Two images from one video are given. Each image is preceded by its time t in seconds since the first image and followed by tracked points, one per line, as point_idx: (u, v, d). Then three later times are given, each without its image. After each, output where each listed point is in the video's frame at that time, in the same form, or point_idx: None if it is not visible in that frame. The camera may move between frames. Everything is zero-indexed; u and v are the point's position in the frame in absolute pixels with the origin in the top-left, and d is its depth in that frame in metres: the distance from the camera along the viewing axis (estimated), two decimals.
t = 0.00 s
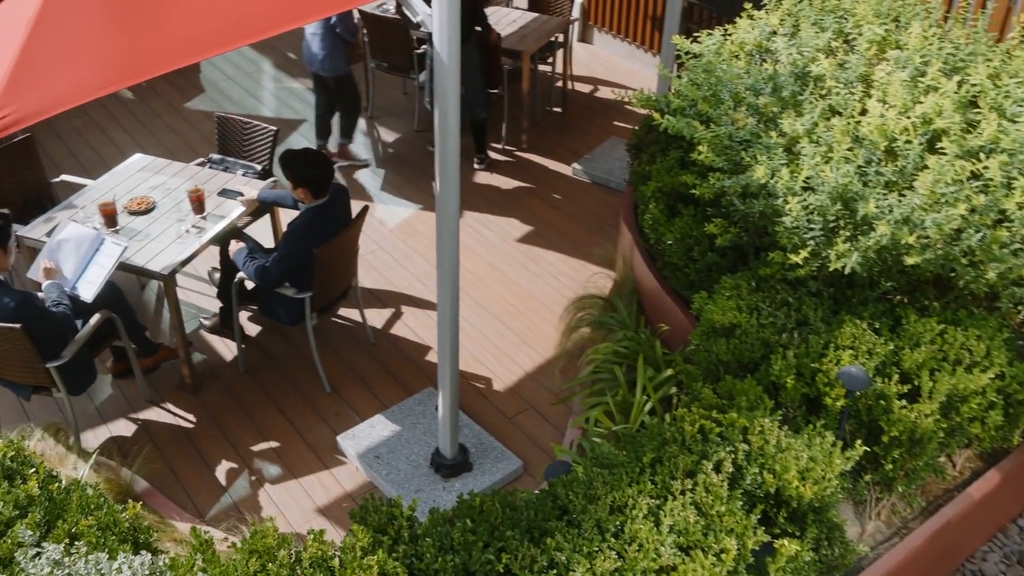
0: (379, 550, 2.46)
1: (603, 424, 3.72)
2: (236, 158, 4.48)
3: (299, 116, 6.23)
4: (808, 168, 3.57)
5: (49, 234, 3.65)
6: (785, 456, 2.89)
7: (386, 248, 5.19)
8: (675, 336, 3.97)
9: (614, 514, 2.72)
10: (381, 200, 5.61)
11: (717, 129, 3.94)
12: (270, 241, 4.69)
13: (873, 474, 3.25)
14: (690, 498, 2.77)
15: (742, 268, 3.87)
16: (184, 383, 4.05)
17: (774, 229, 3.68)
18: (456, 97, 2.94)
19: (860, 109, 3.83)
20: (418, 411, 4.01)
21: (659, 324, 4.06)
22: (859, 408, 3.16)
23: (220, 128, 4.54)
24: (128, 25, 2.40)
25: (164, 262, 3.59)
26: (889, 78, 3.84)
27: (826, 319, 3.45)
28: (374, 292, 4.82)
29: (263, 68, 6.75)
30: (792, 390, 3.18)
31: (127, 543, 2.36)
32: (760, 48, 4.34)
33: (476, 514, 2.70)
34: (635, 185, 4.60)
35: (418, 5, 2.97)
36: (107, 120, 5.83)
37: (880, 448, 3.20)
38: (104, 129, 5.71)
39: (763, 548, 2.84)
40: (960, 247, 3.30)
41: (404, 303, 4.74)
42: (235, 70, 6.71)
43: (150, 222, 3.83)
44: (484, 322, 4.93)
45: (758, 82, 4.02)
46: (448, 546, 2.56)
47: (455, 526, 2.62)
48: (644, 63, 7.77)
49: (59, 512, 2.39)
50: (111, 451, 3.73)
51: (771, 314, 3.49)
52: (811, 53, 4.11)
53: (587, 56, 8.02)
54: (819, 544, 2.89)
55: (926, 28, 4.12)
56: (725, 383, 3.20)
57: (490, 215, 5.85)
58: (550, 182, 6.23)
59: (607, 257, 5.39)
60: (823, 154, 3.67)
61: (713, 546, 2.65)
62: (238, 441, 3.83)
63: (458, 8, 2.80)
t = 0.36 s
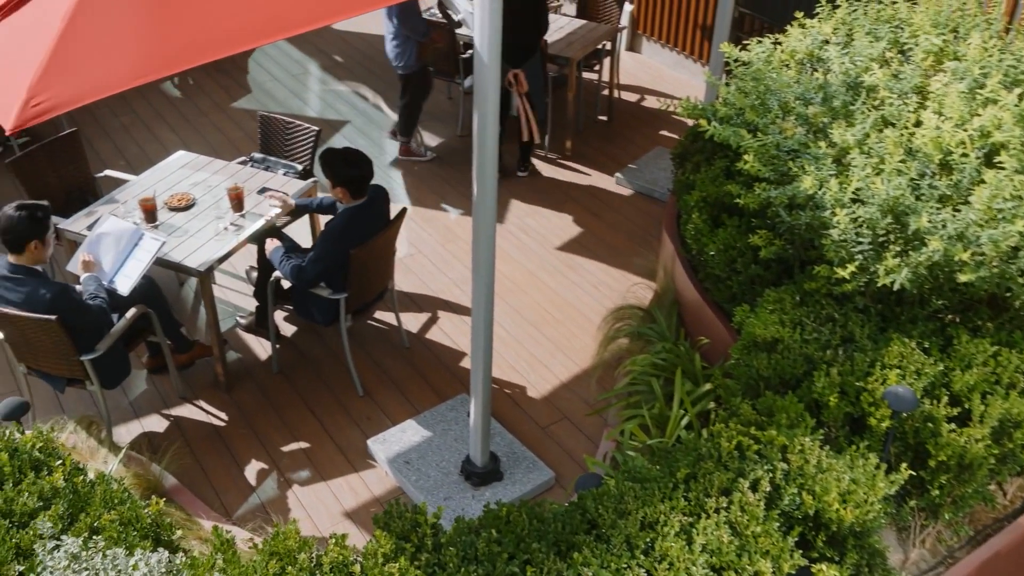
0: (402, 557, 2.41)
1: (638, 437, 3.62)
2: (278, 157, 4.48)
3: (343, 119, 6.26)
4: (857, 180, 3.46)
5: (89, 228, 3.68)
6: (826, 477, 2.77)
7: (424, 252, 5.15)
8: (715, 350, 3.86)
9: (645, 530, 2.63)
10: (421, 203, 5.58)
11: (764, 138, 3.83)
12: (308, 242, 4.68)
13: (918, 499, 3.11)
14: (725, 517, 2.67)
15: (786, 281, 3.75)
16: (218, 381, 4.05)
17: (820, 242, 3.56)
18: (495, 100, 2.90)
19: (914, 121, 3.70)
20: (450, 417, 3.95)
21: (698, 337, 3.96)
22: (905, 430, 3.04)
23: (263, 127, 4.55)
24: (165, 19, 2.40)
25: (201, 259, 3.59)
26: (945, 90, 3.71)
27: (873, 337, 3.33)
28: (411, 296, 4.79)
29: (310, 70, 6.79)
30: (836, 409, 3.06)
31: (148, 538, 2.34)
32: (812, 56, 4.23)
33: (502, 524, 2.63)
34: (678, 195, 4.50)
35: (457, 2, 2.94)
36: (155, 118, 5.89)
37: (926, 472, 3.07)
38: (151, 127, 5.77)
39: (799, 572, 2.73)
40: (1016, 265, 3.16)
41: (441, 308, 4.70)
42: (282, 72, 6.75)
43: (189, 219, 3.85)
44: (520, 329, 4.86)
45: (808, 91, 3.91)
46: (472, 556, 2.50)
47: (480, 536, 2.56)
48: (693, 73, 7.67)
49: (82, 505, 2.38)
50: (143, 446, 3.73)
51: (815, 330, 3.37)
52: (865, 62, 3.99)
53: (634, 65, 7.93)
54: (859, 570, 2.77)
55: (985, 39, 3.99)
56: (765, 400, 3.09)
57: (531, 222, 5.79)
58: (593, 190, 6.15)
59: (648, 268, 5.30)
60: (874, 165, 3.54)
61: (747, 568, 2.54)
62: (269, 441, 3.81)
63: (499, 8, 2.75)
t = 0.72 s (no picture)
0: (426, 562, 2.35)
1: (674, 448, 3.52)
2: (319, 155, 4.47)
3: (386, 120, 6.26)
4: (910, 189, 3.32)
5: (129, 219, 3.68)
6: (869, 496, 2.66)
7: (463, 255, 5.11)
8: (756, 363, 3.74)
9: (678, 544, 2.54)
10: (461, 205, 5.54)
11: (813, 145, 3.72)
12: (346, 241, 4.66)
13: (967, 524, 2.97)
14: (762, 534, 2.57)
15: (832, 293, 3.62)
16: (251, 377, 4.05)
17: (869, 253, 3.44)
18: (536, 100, 2.84)
19: (972, 130, 3.56)
20: (483, 422, 3.89)
21: (739, 348, 3.84)
22: (954, 450, 2.91)
23: (305, 124, 4.54)
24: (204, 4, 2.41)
25: (238, 254, 3.58)
26: (1006, 98, 3.57)
27: (922, 353, 3.19)
28: (448, 298, 4.75)
29: (356, 71, 6.80)
30: (882, 426, 2.94)
31: (171, 532, 2.32)
32: (866, 63, 4.11)
33: (530, 533, 2.55)
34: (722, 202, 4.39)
35: None
36: (201, 115, 5.94)
37: (976, 496, 2.94)
38: (198, 123, 5.82)
39: None
40: None
41: (478, 311, 4.65)
42: (328, 72, 6.77)
43: (228, 213, 3.85)
44: (558, 335, 4.78)
45: (861, 97, 3.79)
46: (497, 564, 2.43)
47: (507, 544, 2.49)
48: (742, 81, 7.54)
49: (107, 496, 2.36)
50: (175, 440, 3.73)
51: (862, 343, 3.24)
52: (921, 69, 3.86)
53: (682, 72, 7.82)
54: None
55: None
56: (807, 414, 2.98)
57: (572, 227, 5.72)
58: (636, 197, 6.06)
59: (690, 277, 5.19)
60: (928, 175, 3.41)
61: None
62: (300, 439, 3.79)
63: (544, 4, 2.69)
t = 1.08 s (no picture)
0: (456, 566, 2.29)
1: (717, 461, 3.41)
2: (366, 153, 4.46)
3: (435, 121, 6.25)
4: (973, 200, 3.19)
5: (175, 212, 3.71)
6: (922, 518, 2.53)
7: (507, 258, 5.05)
8: (805, 376, 3.62)
9: (717, 559, 2.45)
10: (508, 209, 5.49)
11: (871, 152, 3.60)
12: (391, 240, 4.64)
13: None
14: (806, 552, 2.46)
15: (887, 306, 3.48)
16: (292, 373, 4.04)
17: (928, 265, 3.30)
18: (585, 99, 2.76)
19: None
20: (521, 427, 3.82)
21: (788, 360, 3.73)
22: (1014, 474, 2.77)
23: (354, 122, 4.53)
24: None
25: (282, 248, 3.57)
26: None
27: (981, 371, 3.05)
28: (491, 301, 4.70)
29: (408, 73, 6.82)
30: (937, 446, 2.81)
31: (201, 525, 2.29)
32: (929, 71, 3.98)
33: (564, 541, 2.47)
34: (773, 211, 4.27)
35: None
36: (253, 112, 5.99)
37: None
38: (249, 121, 5.86)
39: None
40: None
41: (520, 315, 4.59)
42: (380, 73, 6.79)
43: (273, 208, 3.85)
44: (601, 342, 4.70)
45: (922, 105, 3.66)
46: (529, 571, 2.35)
47: (540, 552, 2.42)
48: (798, 91, 7.38)
49: (138, 486, 2.34)
50: (213, 433, 3.73)
51: (917, 359, 3.11)
52: (987, 77, 3.72)
53: (737, 80, 7.70)
54: None
55: None
56: (858, 430, 2.86)
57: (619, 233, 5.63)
58: (685, 205, 5.95)
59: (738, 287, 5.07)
60: (992, 185, 3.27)
61: None
62: (337, 438, 3.77)
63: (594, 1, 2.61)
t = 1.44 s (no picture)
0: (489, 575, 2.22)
1: (764, 481, 3.29)
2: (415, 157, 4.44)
3: (486, 128, 6.22)
4: None
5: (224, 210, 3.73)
6: (983, 548, 2.39)
7: (554, 267, 4.99)
8: (859, 397, 3.48)
9: None
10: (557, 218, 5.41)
11: (934, 166, 3.46)
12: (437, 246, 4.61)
13: None
14: None
15: (947, 327, 3.30)
16: (333, 376, 4.02)
17: (993, 284, 3.16)
18: (638, 104, 2.67)
19: None
20: (564, 438, 3.75)
21: (841, 379, 3.60)
22: None
23: (404, 126, 4.52)
24: None
25: (328, 249, 3.56)
26: None
27: None
28: (536, 310, 4.64)
29: (461, 80, 6.82)
30: (966, 460, 2.75)
31: (233, 523, 2.26)
32: (999, 84, 3.82)
33: (603, 554, 2.39)
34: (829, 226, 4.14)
35: None
36: (306, 115, 6.03)
37: None
38: (301, 124, 5.90)
39: None
40: None
41: (566, 324, 4.52)
42: (433, 80, 6.79)
43: (321, 209, 3.84)
44: (647, 354, 4.60)
45: (991, 118, 3.51)
46: None
47: (577, 565, 2.33)
48: (857, 107, 7.20)
49: (172, 480, 2.32)
50: (254, 432, 3.72)
51: (980, 381, 2.96)
52: None
53: (794, 95, 7.54)
54: None
55: None
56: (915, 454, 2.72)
57: (669, 245, 5.53)
58: (738, 219, 5.83)
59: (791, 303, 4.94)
60: None
61: None
62: (377, 442, 3.73)
63: None
